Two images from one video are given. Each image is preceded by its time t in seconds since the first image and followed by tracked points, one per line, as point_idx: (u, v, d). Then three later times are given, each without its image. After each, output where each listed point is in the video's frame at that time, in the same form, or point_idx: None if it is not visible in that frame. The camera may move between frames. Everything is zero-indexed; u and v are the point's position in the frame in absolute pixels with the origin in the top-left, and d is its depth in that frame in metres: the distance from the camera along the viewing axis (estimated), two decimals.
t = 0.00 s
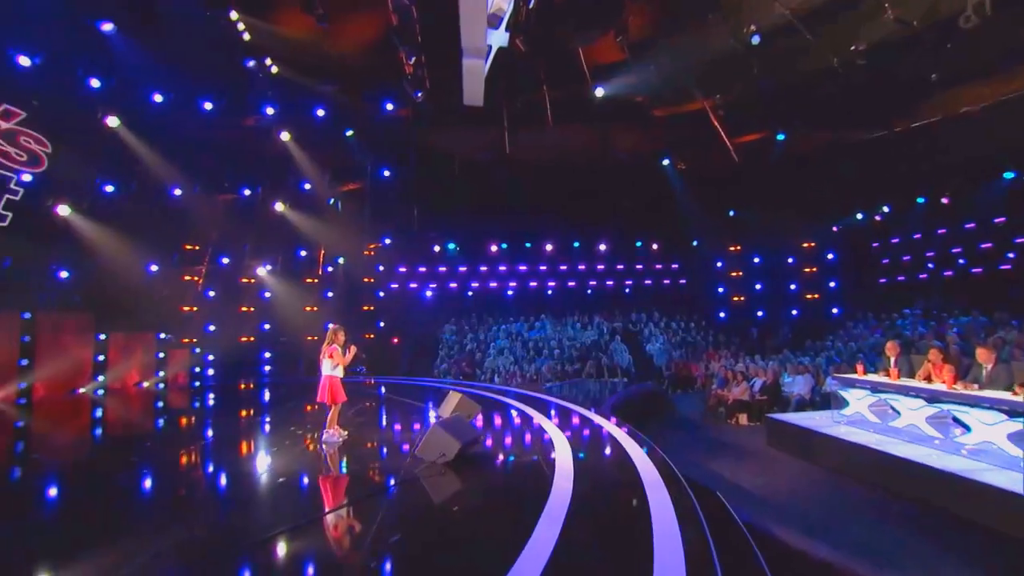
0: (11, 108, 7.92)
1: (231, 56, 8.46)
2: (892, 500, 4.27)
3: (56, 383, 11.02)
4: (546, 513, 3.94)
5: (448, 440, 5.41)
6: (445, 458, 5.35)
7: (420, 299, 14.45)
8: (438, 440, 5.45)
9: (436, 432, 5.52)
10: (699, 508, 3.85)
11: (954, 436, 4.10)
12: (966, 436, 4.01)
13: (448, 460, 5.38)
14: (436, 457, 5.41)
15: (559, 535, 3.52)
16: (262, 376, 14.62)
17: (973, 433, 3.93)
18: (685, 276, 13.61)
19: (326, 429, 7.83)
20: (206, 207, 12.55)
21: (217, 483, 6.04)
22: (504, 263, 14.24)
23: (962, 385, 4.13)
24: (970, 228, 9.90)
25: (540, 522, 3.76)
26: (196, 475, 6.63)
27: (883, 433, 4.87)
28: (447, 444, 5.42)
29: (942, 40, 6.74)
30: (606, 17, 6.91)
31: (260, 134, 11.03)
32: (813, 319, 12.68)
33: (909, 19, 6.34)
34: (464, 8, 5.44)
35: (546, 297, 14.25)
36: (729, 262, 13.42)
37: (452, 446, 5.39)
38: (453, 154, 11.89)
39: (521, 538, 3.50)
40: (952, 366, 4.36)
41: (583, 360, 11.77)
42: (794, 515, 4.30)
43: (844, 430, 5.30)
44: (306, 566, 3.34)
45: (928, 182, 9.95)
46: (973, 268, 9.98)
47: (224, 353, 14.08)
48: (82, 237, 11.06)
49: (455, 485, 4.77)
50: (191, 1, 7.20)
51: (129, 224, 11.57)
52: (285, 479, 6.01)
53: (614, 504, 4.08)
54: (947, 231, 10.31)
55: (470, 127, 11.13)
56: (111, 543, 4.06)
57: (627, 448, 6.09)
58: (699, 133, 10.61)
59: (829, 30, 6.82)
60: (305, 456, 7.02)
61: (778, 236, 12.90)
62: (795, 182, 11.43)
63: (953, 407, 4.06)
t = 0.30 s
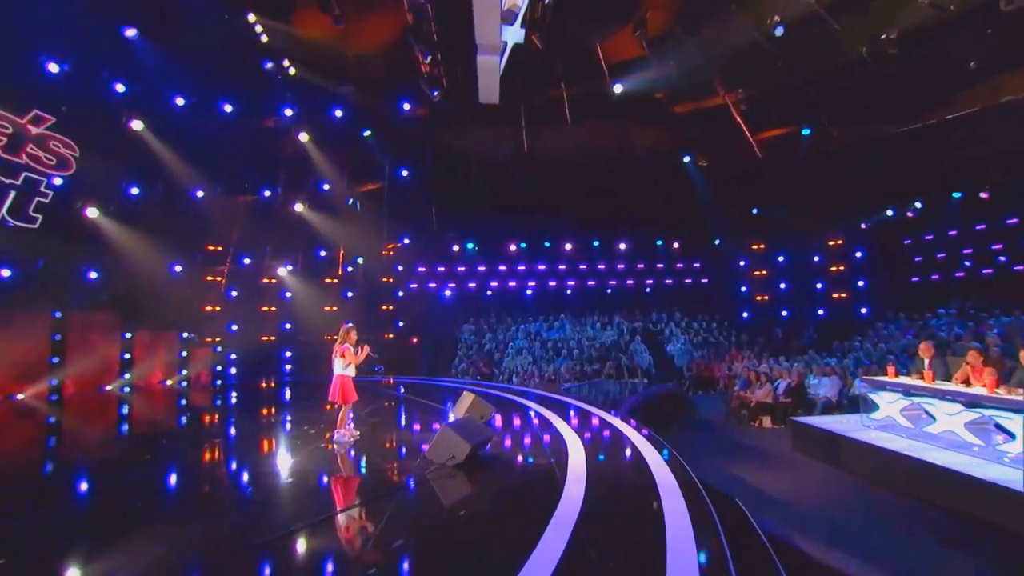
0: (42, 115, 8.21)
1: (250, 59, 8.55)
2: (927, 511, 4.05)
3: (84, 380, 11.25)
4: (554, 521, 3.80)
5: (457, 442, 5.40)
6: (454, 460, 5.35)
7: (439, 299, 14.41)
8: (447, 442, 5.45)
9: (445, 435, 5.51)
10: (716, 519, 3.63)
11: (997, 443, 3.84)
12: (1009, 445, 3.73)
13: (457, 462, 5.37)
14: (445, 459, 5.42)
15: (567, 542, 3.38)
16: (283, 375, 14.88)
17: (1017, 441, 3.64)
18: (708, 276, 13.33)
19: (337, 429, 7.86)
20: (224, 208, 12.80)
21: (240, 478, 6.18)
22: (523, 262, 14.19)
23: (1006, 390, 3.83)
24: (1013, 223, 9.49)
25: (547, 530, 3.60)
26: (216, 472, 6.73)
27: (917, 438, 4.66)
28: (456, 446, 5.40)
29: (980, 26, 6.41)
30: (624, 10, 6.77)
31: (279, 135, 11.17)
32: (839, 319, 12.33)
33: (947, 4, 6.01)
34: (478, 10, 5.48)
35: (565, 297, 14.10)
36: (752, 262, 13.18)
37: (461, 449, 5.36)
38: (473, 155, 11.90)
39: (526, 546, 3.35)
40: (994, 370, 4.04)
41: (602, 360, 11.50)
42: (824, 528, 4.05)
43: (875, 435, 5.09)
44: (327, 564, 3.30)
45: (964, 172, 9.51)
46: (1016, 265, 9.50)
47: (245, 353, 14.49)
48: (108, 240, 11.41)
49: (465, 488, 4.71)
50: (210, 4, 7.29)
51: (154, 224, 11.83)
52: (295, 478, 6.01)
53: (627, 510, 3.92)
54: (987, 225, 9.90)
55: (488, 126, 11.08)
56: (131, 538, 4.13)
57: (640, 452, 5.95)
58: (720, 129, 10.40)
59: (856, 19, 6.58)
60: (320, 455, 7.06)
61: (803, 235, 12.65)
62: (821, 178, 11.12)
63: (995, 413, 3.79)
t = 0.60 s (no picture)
0: (67, 118, 8.46)
1: (265, 61, 8.65)
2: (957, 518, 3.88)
3: (109, 377, 11.44)
4: (560, 524, 3.70)
5: (465, 442, 5.34)
6: (461, 460, 5.29)
7: (456, 298, 14.38)
8: (455, 441, 5.40)
9: (452, 435, 5.45)
10: (730, 525, 3.49)
11: None
12: None
13: (464, 462, 5.32)
14: (452, 459, 5.37)
15: (573, 546, 3.27)
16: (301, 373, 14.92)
17: None
18: (728, 273, 13.05)
19: (345, 427, 7.90)
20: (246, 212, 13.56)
21: (258, 478, 6.13)
22: (541, 261, 14.04)
23: None
24: None
25: (552, 534, 3.50)
26: (233, 470, 6.80)
27: (950, 442, 4.45)
28: (463, 446, 5.34)
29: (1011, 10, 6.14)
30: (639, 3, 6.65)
31: (296, 135, 11.31)
32: (866, 318, 11.87)
33: None
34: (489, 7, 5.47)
35: (583, 295, 13.96)
36: (774, 259, 12.83)
37: (469, 449, 5.30)
38: (488, 154, 11.89)
39: (530, 549, 3.27)
40: None
41: (619, 360, 11.45)
42: (845, 532, 3.93)
43: (902, 437, 4.91)
44: (343, 560, 3.32)
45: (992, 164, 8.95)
46: None
47: (264, 351, 14.52)
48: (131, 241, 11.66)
49: (472, 489, 4.64)
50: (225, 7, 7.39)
51: (169, 226, 12.06)
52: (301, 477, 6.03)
53: (636, 513, 3.81)
54: None
55: (502, 125, 11.04)
56: (147, 532, 4.19)
57: (654, 454, 5.84)
58: (739, 123, 10.20)
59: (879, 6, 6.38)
60: (333, 455, 7.04)
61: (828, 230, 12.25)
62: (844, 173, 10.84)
63: None
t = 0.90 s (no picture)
0: (87, 121, 8.47)
1: (278, 60, 8.70)
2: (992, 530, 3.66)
3: (131, 374, 11.66)
4: (565, 526, 3.58)
5: (470, 440, 5.28)
6: (467, 459, 5.24)
7: (472, 296, 14.36)
8: (461, 440, 5.33)
9: (458, 433, 5.39)
10: (747, 534, 3.33)
11: None
12: None
13: (470, 461, 5.26)
14: (458, 458, 5.32)
15: (577, 550, 3.15)
16: (318, 371, 15.19)
17: None
18: (747, 271, 12.72)
19: (354, 425, 7.94)
20: (262, 212, 13.74)
21: (279, 476, 6.11)
22: (558, 259, 13.96)
23: None
24: None
25: (557, 536, 3.38)
26: (250, 467, 6.85)
27: (990, 447, 4.09)
28: (468, 444, 5.29)
29: None
30: None
31: (311, 134, 11.37)
32: (889, 319, 11.03)
33: None
34: None
35: (600, 294, 13.79)
36: (796, 257, 12.29)
37: (475, 448, 5.24)
38: (502, 152, 11.81)
39: (534, 551, 3.18)
40: None
41: (637, 359, 11.36)
42: (871, 540, 3.77)
43: (935, 443, 4.63)
44: (357, 556, 3.32)
45: None
46: None
47: (281, 349, 14.80)
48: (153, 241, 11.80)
49: (478, 490, 4.56)
50: (239, 6, 7.43)
51: (187, 223, 12.16)
52: (305, 475, 6.04)
53: (644, 517, 3.69)
54: None
55: (516, 120, 11.00)
56: (160, 528, 4.21)
57: (669, 456, 5.72)
58: (757, 116, 10.01)
59: None
60: (346, 453, 7.02)
61: (851, 226, 11.46)
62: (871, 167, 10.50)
63: None
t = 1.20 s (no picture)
0: (108, 123, 8.64)
1: (293, 59, 8.74)
2: None
3: (152, 371, 11.81)
4: (570, 534, 3.42)
5: (477, 440, 5.21)
6: (474, 459, 5.18)
7: (489, 295, 14.30)
8: (468, 440, 5.26)
9: (464, 432, 5.32)
10: (765, 542, 3.15)
11: None
12: None
13: (477, 461, 5.20)
14: (464, 458, 5.26)
15: (581, 561, 2.97)
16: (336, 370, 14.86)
17: None
18: (770, 269, 12.47)
19: (363, 424, 7.94)
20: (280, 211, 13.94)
21: (296, 473, 6.13)
22: (575, 258, 13.81)
23: None
24: None
25: (559, 545, 3.23)
26: (268, 465, 6.87)
27: None
28: (474, 444, 5.23)
29: None
30: None
31: (325, 134, 11.43)
32: (924, 317, 10.69)
33: None
34: None
35: (619, 293, 13.60)
36: (819, 254, 12.04)
37: (482, 448, 5.18)
38: (518, 150, 11.70)
39: (536, 559, 3.05)
40: None
41: (656, 359, 11.09)
42: (904, 554, 3.55)
43: (970, 446, 4.41)
44: (371, 552, 3.32)
45: None
46: None
47: (298, 348, 14.78)
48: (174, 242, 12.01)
49: (485, 491, 4.49)
50: (254, 6, 7.49)
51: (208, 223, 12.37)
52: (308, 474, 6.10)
53: (655, 524, 3.52)
54: None
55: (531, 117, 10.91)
56: (177, 526, 4.18)
57: (684, 459, 5.55)
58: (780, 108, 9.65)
59: None
60: (359, 452, 7.00)
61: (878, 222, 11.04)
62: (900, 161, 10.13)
63: None
